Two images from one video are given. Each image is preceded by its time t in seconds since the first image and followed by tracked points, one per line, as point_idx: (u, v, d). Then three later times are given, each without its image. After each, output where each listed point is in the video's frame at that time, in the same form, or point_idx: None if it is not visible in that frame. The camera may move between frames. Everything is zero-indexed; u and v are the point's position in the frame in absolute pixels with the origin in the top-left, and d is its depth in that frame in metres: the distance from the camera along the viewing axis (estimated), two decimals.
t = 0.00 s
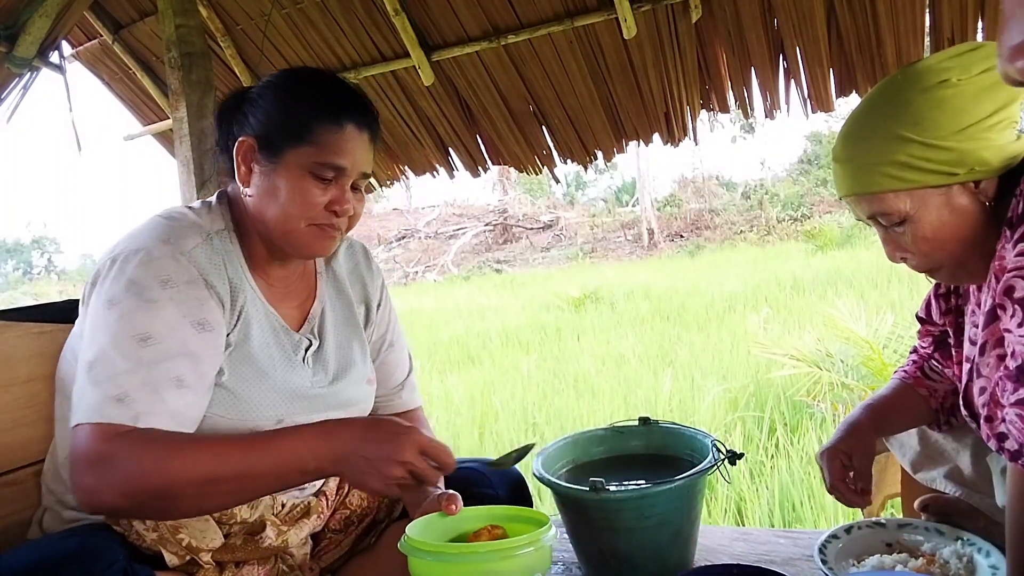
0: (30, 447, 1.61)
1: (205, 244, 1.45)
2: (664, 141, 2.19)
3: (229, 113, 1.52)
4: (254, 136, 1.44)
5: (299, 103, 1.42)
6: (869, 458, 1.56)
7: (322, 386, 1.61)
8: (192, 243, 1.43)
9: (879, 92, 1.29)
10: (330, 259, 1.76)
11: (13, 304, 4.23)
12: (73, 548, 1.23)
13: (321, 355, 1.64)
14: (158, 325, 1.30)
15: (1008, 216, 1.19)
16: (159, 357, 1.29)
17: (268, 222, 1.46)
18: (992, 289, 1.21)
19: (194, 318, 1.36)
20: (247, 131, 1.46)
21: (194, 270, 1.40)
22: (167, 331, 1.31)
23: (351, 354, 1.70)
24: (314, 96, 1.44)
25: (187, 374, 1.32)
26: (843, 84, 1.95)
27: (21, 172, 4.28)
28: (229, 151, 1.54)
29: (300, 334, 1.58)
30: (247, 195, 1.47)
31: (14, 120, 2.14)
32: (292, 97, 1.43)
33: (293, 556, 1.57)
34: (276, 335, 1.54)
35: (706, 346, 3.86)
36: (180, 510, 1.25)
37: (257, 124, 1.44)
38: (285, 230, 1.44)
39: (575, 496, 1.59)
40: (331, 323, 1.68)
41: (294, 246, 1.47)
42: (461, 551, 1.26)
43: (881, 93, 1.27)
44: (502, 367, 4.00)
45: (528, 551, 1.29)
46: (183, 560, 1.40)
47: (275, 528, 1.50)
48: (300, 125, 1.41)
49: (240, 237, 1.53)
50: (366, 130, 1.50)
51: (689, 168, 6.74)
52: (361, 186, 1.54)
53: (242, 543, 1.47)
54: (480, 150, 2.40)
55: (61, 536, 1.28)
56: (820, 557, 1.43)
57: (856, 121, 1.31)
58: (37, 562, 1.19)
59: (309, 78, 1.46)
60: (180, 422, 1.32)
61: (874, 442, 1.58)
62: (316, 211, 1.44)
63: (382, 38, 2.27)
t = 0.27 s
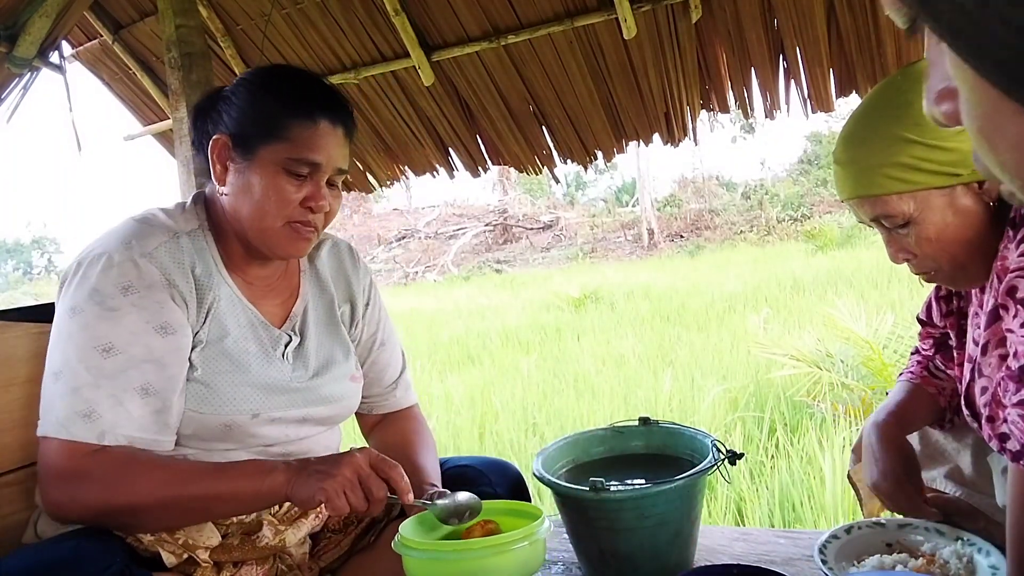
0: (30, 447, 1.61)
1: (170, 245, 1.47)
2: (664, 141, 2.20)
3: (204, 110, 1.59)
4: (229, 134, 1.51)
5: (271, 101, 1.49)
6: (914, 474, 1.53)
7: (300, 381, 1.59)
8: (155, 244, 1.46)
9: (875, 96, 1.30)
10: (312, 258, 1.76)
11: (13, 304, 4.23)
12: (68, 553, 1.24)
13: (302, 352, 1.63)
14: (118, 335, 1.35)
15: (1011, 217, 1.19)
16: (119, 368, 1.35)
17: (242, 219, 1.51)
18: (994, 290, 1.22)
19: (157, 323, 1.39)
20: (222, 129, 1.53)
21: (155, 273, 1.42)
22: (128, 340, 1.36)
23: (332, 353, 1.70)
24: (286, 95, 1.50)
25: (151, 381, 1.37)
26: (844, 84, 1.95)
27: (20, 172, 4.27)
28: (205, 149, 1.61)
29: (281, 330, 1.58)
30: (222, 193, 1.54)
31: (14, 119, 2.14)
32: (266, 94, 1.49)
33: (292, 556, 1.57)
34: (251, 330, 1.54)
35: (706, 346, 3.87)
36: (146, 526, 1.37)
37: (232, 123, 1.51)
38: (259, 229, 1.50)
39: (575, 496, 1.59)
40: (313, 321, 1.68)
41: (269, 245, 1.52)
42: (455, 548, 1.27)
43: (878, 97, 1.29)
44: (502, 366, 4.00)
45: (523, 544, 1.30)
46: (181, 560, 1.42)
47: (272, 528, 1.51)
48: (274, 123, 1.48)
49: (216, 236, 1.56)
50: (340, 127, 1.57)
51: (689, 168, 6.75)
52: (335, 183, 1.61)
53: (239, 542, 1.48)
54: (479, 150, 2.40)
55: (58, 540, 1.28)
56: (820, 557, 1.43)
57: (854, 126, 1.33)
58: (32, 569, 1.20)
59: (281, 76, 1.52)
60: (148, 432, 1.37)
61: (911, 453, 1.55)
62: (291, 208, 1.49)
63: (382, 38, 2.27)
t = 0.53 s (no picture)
0: (30, 448, 1.61)
1: (168, 244, 1.47)
2: (664, 140, 2.21)
3: (198, 110, 1.59)
4: (224, 134, 1.51)
5: (264, 100, 1.49)
6: (929, 482, 1.47)
7: (300, 378, 1.59)
8: (153, 243, 1.45)
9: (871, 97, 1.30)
10: (309, 256, 1.76)
11: (14, 303, 4.23)
12: (67, 552, 1.24)
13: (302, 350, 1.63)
14: (121, 334, 1.36)
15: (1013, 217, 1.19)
16: (122, 367, 1.35)
17: (237, 218, 1.50)
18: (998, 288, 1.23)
19: (159, 322, 1.39)
20: (217, 129, 1.52)
21: (154, 272, 1.42)
22: (131, 339, 1.36)
23: (331, 352, 1.70)
24: (279, 94, 1.50)
25: (155, 381, 1.38)
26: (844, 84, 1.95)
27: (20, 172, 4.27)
28: (199, 149, 1.61)
29: (281, 329, 1.58)
30: (218, 193, 1.53)
31: (14, 119, 2.14)
32: (260, 93, 1.49)
33: (293, 556, 1.57)
34: (252, 329, 1.54)
35: (706, 346, 3.87)
36: (159, 527, 1.38)
37: (227, 122, 1.50)
38: (255, 228, 1.49)
39: (575, 496, 1.59)
40: (312, 320, 1.68)
41: (266, 244, 1.51)
42: (457, 549, 1.27)
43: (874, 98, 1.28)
44: (502, 366, 4.01)
45: (524, 544, 1.31)
46: (186, 560, 1.42)
47: (273, 526, 1.51)
48: (268, 122, 1.48)
49: (214, 235, 1.55)
50: (335, 126, 1.57)
51: (689, 167, 6.75)
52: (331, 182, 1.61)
53: (239, 541, 1.48)
54: (479, 150, 2.40)
55: (59, 539, 1.28)
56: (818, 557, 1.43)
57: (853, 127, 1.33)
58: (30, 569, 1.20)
59: (274, 75, 1.52)
60: (153, 430, 1.38)
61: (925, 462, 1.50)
62: (287, 207, 1.49)
63: (382, 38, 2.27)
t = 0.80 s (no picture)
0: (31, 448, 1.61)
1: (175, 244, 1.47)
2: (664, 141, 2.21)
3: (208, 111, 1.59)
4: (231, 134, 1.51)
5: (272, 102, 1.49)
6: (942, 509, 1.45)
7: (304, 379, 1.60)
8: (159, 243, 1.46)
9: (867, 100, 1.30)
10: (313, 257, 1.77)
11: (14, 303, 4.24)
12: (67, 552, 1.24)
13: (305, 351, 1.63)
14: (129, 333, 1.36)
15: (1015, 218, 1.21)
16: (130, 367, 1.36)
17: (244, 219, 1.51)
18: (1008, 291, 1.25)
19: (166, 322, 1.39)
20: (226, 129, 1.53)
21: (161, 272, 1.42)
22: (138, 338, 1.37)
23: (335, 353, 1.70)
24: (288, 95, 1.50)
25: (161, 381, 1.38)
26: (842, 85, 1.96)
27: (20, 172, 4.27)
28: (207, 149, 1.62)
29: (285, 330, 1.59)
30: (225, 193, 1.53)
31: (14, 119, 2.14)
32: (269, 94, 1.50)
33: (293, 556, 1.57)
34: (256, 330, 1.54)
35: (706, 346, 3.87)
36: (164, 527, 1.38)
37: (236, 123, 1.51)
38: (261, 229, 1.49)
39: (575, 496, 1.60)
40: (316, 320, 1.68)
41: (271, 245, 1.51)
42: (459, 549, 1.27)
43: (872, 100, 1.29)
44: (502, 366, 4.01)
45: (525, 546, 1.30)
46: (188, 561, 1.42)
47: (273, 526, 1.52)
48: (276, 123, 1.48)
49: (219, 236, 1.56)
50: (342, 128, 1.58)
51: (689, 168, 6.76)
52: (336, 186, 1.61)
53: (239, 541, 1.48)
54: (480, 150, 2.40)
55: (58, 539, 1.28)
56: (820, 557, 1.43)
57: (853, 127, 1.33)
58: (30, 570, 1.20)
59: (283, 77, 1.53)
60: (159, 429, 1.38)
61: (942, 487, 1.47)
62: (292, 208, 1.50)
63: (382, 38, 2.27)
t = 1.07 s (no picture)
0: (32, 448, 1.62)
1: (177, 244, 1.48)
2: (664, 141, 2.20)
3: (210, 111, 1.60)
4: (234, 135, 1.52)
5: (274, 103, 1.49)
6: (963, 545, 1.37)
7: (305, 379, 1.60)
8: (161, 243, 1.46)
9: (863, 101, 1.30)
10: (314, 257, 1.77)
11: (13, 303, 4.23)
12: (68, 552, 1.24)
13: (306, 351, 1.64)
14: (131, 332, 1.37)
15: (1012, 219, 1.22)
16: (133, 366, 1.36)
17: (246, 220, 1.51)
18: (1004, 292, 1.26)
19: (168, 321, 1.40)
20: (229, 130, 1.53)
21: (163, 272, 1.42)
22: (141, 337, 1.37)
23: (336, 353, 1.70)
24: (290, 97, 1.50)
25: (162, 380, 1.39)
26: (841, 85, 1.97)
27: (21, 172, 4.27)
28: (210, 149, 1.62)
29: (286, 330, 1.59)
30: (226, 194, 1.54)
31: (14, 119, 2.14)
32: (271, 95, 1.50)
33: (293, 556, 1.57)
34: (257, 330, 1.55)
35: (706, 346, 3.87)
36: (165, 526, 1.39)
37: (239, 123, 1.51)
38: (262, 230, 1.50)
39: (576, 496, 1.60)
40: (316, 321, 1.69)
41: (272, 246, 1.52)
42: (458, 547, 1.27)
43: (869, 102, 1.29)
44: (502, 366, 4.02)
45: (522, 545, 1.31)
46: (188, 561, 1.43)
47: (273, 525, 1.51)
48: (278, 124, 1.49)
49: (220, 236, 1.56)
50: (344, 130, 1.58)
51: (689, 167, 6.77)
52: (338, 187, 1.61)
53: (239, 541, 1.48)
54: (479, 150, 2.40)
55: (58, 540, 1.29)
56: (820, 557, 1.43)
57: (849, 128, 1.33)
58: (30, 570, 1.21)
59: (285, 79, 1.53)
60: (161, 428, 1.39)
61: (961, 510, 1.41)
62: (294, 210, 1.50)
63: (382, 38, 2.28)
